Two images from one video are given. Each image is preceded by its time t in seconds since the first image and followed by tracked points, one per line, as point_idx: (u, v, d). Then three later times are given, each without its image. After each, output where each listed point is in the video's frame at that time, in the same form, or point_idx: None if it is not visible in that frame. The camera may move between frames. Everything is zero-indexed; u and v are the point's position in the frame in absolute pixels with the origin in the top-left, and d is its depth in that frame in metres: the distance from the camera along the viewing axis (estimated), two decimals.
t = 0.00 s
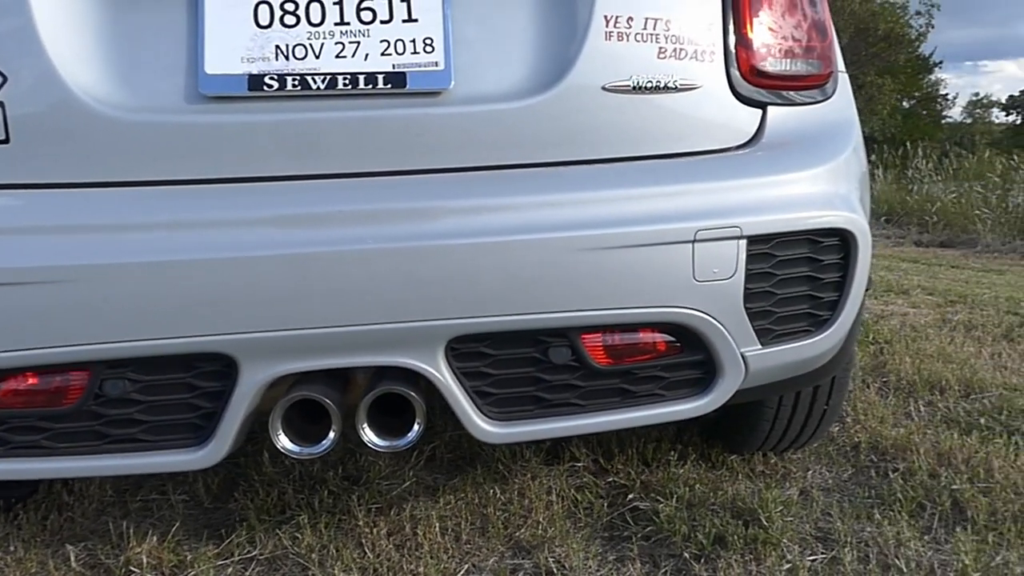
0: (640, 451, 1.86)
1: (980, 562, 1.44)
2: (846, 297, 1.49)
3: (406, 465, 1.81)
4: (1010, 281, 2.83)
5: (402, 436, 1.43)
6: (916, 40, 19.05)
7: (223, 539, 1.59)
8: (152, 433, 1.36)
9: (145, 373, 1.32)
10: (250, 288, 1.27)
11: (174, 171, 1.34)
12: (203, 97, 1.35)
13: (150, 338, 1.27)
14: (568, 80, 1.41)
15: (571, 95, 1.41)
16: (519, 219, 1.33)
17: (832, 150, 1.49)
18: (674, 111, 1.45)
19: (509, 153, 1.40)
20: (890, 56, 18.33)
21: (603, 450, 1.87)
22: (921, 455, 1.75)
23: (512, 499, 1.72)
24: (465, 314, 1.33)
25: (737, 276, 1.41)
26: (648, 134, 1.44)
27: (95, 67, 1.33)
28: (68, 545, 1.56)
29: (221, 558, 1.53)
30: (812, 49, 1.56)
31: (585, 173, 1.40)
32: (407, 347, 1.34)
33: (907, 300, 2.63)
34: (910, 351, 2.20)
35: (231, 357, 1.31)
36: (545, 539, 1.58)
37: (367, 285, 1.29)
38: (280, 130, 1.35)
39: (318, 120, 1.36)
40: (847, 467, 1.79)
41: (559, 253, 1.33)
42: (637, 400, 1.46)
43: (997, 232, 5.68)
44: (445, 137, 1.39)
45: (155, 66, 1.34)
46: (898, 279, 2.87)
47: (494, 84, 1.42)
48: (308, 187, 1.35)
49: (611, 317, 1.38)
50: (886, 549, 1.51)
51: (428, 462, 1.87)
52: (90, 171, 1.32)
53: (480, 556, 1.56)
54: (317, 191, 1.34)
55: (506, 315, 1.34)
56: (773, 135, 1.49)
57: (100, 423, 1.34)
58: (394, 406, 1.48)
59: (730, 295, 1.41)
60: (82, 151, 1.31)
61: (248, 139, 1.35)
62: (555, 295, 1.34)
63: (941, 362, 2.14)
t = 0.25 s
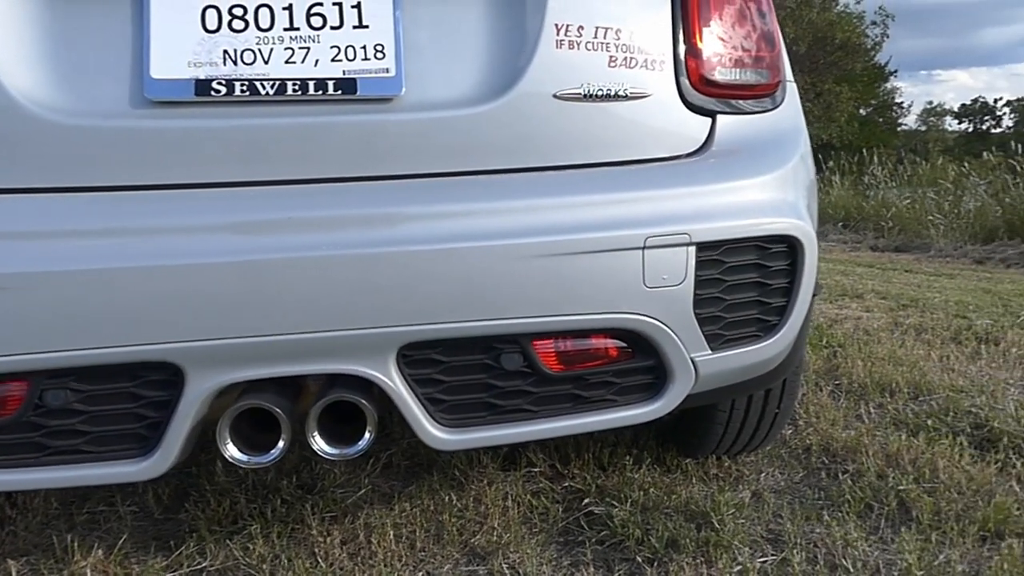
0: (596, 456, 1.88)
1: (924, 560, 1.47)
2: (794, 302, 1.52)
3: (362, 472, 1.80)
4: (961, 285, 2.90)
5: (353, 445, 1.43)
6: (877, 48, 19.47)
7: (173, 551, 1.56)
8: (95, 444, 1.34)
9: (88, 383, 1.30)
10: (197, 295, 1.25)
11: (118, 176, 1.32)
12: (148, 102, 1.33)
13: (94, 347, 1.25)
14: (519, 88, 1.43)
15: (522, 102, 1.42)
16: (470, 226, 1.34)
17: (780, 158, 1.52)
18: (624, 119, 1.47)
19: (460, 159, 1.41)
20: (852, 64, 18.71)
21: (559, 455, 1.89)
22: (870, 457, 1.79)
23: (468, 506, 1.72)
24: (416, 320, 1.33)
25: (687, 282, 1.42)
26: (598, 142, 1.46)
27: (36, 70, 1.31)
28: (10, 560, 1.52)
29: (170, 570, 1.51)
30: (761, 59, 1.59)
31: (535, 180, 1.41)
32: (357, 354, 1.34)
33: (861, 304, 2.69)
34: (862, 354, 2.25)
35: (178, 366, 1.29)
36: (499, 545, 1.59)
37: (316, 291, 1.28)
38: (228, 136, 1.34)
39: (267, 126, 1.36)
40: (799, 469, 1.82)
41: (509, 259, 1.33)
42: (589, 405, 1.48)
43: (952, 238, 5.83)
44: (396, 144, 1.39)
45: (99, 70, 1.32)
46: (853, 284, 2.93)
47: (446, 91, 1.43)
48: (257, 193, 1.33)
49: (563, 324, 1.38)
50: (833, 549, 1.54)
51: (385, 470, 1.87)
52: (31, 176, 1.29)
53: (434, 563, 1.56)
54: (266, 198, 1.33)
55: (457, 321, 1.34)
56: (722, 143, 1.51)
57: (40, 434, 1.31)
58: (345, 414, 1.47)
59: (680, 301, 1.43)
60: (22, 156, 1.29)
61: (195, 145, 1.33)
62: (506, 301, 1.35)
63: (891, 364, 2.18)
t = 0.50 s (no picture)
0: (557, 460, 1.89)
1: (874, 559, 1.50)
2: (748, 306, 1.54)
3: (321, 479, 1.79)
4: (918, 288, 2.96)
5: (308, 450, 1.42)
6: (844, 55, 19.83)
7: (125, 561, 1.53)
8: (41, 453, 1.31)
9: (33, 391, 1.27)
10: (147, 300, 1.23)
11: (65, 179, 1.29)
12: (97, 104, 1.31)
13: (39, 353, 1.22)
14: (475, 93, 1.43)
15: (478, 107, 1.43)
16: (425, 231, 1.35)
17: (734, 164, 1.55)
18: (580, 125, 1.48)
19: (416, 164, 1.41)
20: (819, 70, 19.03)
21: (520, 459, 1.90)
22: (825, 458, 1.81)
23: (428, 511, 1.72)
24: (371, 326, 1.33)
25: (642, 286, 1.44)
26: (554, 148, 1.47)
27: None
28: None
29: None
30: (717, 67, 1.61)
31: (491, 185, 1.42)
32: (312, 360, 1.33)
33: (821, 307, 2.73)
34: (820, 356, 2.28)
35: (128, 373, 1.27)
36: (459, 551, 1.58)
37: (270, 296, 1.27)
38: (179, 139, 1.33)
39: (220, 129, 1.34)
40: (756, 471, 1.85)
41: (464, 264, 1.35)
42: (546, 410, 1.48)
43: (908, 241, 6.05)
44: (352, 149, 1.39)
45: (45, 71, 1.30)
46: (814, 287, 2.98)
47: (402, 95, 1.42)
48: (209, 197, 1.32)
49: (518, 328, 1.40)
50: (787, 550, 1.56)
51: (345, 475, 1.86)
52: None
53: (392, 570, 1.55)
54: (218, 202, 1.31)
55: (413, 325, 1.35)
56: (677, 149, 1.53)
57: None
58: (300, 420, 1.46)
59: (635, 306, 1.45)
60: None
61: (146, 148, 1.31)
62: (461, 305, 1.36)
63: (848, 367, 2.22)
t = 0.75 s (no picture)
0: (516, 467, 1.89)
1: (826, 561, 1.52)
2: (701, 312, 1.56)
3: (277, 489, 1.78)
4: (875, 293, 3.02)
5: (259, 462, 1.40)
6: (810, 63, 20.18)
7: None
8: None
9: None
10: (89, 311, 1.21)
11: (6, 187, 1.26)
12: (40, 109, 1.29)
13: None
14: (428, 101, 1.44)
15: (431, 115, 1.44)
16: (378, 239, 1.34)
17: (686, 172, 1.57)
18: (534, 133, 1.50)
19: (369, 172, 1.42)
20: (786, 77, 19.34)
21: (479, 467, 1.90)
22: (780, 462, 1.84)
23: (386, 520, 1.71)
24: (322, 334, 1.31)
25: (596, 293, 1.45)
26: (509, 155, 1.48)
27: None
28: None
29: None
30: (671, 76, 1.63)
31: (444, 194, 1.42)
32: (263, 369, 1.32)
33: (780, 312, 2.77)
34: (777, 361, 2.32)
35: (70, 385, 1.25)
36: (416, 559, 1.57)
37: (218, 306, 1.26)
38: (126, 146, 1.31)
39: (168, 136, 1.32)
40: (713, 475, 1.87)
41: (417, 272, 1.35)
42: (501, 417, 1.49)
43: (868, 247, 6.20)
44: (303, 157, 1.38)
45: None
46: (775, 292, 3.02)
47: (355, 103, 1.43)
48: (157, 205, 1.30)
49: (473, 336, 1.40)
50: (742, 553, 1.58)
51: (303, 485, 1.85)
52: None
53: None
54: (165, 210, 1.29)
55: (366, 334, 1.34)
56: (631, 157, 1.55)
57: None
58: (252, 431, 1.45)
59: (589, 313, 1.46)
60: None
61: (91, 155, 1.29)
62: (415, 314, 1.35)
63: (805, 371, 2.26)
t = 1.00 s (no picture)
0: (477, 470, 1.90)
1: (780, 559, 1.54)
2: (657, 315, 1.58)
3: (235, 495, 1.76)
4: (835, 294, 3.07)
5: (211, 468, 1.38)
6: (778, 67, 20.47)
7: None
8: None
9: None
10: (32, 318, 1.19)
11: None
12: None
13: None
14: (384, 104, 1.43)
15: (387, 118, 1.43)
16: (333, 242, 1.34)
17: (643, 176, 1.59)
18: (492, 137, 1.50)
19: (324, 175, 1.41)
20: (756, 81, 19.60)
21: (440, 470, 1.90)
22: (738, 462, 1.86)
23: (345, 525, 1.70)
24: (275, 339, 1.30)
25: (553, 296, 1.46)
26: (467, 158, 1.48)
27: None
28: None
29: None
30: (628, 80, 1.65)
31: (400, 197, 1.42)
32: (215, 375, 1.30)
33: (743, 313, 2.81)
34: (738, 362, 2.35)
35: (15, 393, 1.22)
36: (374, 564, 1.56)
37: (167, 311, 1.24)
38: (73, 148, 1.28)
39: (116, 138, 1.30)
40: (673, 475, 1.89)
41: (373, 275, 1.34)
42: (458, 421, 1.50)
43: (830, 249, 6.33)
44: (256, 160, 1.37)
45: None
46: (738, 294, 3.06)
47: (310, 105, 1.42)
48: (105, 208, 1.28)
49: (429, 339, 1.40)
50: (699, 553, 1.59)
51: (262, 490, 1.83)
52: None
53: None
54: (114, 213, 1.27)
55: (321, 339, 1.33)
56: (588, 161, 1.56)
57: None
58: (204, 437, 1.43)
59: (546, 316, 1.47)
60: None
61: (37, 157, 1.26)
62: (371, 318, 1.35)
63: (764, 371, 2.29)
